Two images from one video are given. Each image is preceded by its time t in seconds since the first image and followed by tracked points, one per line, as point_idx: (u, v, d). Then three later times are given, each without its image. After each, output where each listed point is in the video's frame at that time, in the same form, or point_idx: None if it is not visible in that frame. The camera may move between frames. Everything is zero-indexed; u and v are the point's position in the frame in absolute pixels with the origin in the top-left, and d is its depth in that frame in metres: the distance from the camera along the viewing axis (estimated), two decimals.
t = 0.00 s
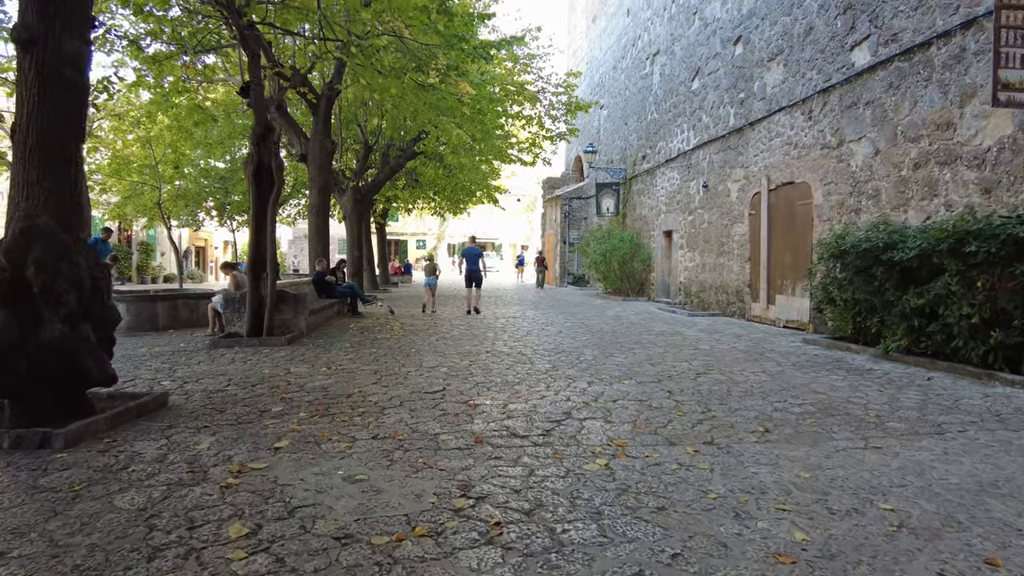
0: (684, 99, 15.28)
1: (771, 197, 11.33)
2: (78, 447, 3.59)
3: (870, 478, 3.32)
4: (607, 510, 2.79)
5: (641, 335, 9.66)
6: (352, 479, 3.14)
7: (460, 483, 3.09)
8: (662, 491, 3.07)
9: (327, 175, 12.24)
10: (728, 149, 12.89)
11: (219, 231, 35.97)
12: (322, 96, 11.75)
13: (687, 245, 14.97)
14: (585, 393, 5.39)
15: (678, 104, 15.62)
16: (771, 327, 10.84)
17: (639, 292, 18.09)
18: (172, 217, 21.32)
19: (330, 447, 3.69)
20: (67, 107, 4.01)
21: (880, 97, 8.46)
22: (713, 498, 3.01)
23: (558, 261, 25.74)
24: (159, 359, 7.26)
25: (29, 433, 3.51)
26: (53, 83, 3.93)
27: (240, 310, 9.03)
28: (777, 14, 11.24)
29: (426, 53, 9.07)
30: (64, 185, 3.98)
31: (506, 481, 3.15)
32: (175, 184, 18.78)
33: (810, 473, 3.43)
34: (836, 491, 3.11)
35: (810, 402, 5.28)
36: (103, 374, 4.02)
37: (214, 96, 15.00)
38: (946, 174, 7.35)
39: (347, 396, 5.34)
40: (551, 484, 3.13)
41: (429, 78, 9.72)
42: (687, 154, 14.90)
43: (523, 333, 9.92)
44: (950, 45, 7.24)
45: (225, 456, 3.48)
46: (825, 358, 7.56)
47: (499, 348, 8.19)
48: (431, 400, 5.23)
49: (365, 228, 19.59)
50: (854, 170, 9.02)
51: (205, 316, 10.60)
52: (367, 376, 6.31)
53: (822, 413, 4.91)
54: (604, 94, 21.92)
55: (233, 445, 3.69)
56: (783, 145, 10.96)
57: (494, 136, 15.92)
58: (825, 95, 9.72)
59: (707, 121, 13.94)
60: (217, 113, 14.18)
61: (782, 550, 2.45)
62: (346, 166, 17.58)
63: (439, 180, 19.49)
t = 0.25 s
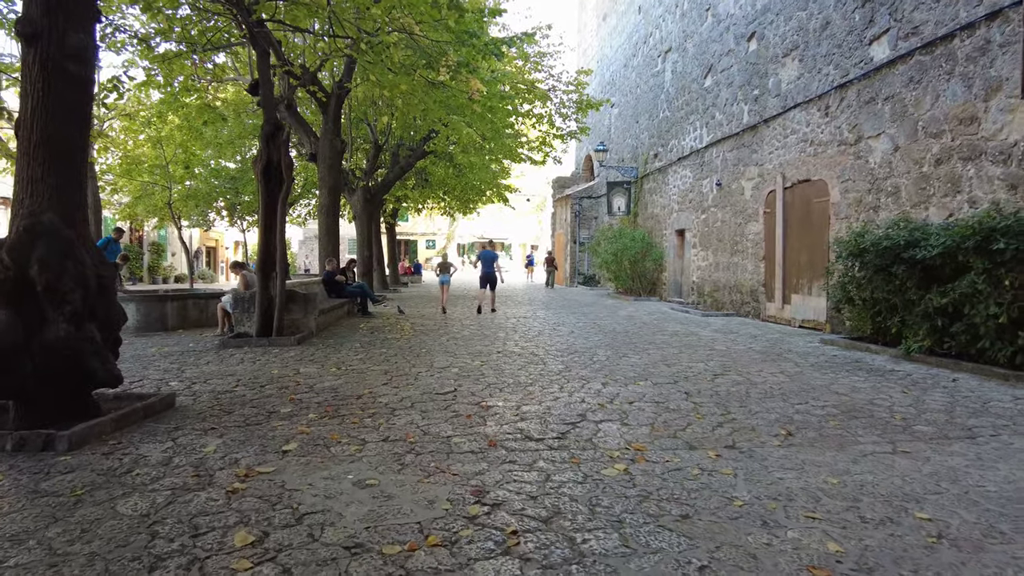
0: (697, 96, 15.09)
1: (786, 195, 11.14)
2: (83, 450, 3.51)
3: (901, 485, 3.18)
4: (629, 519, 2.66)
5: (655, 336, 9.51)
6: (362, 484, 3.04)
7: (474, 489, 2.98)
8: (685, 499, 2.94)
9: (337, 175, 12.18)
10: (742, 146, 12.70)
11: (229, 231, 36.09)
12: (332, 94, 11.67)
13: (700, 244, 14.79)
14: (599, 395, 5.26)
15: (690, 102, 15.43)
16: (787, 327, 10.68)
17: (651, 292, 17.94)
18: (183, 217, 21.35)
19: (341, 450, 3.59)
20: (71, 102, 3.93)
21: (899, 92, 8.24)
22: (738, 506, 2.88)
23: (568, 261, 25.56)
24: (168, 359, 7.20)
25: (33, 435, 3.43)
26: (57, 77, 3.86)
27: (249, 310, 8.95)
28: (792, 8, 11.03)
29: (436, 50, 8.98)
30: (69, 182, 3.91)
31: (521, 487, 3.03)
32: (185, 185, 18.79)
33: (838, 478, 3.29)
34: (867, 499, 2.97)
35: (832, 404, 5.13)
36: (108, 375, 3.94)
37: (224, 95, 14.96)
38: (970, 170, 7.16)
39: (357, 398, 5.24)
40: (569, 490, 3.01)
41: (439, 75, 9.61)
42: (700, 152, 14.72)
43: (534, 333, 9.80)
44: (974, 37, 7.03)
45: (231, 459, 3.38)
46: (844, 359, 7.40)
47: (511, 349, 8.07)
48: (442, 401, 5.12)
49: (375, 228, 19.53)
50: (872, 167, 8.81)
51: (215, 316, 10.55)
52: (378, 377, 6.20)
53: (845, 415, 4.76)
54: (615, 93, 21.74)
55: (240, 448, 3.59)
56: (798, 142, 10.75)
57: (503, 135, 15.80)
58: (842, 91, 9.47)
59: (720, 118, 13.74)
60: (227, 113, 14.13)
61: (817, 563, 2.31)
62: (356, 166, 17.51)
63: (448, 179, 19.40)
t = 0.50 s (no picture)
0: (708, 94, 14.93)
1: (800, 193, 10.97)
2: (87, 452, 3.41)
3: (936, 492, 3.04)
4: (655, 528, 2.54)
5: (667, 336, 9.38)
6: (375, 489, 2.93)
7: (492, 495, 2.86)
8: (713, 506, 2.81)
9: (345, 174, 12.10)
10: (755, 144, 12.53)
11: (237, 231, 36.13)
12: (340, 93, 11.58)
13: (711, 243, 14.64)
14: (615, 397, 5.14)
15: (701, 100, 15.27)
16: (801, 327, 10.53)
17: (661, 291, 17.80)
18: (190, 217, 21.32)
19: (352, 453, 3.49)
20: (75, 96, 3.84)
21: (918, 87, 8.04)
22: (767, 513, 2.76)
23: (576, 261, 25.43)
24: (175, 359, 7.11)
25: (36, 437, 3.34)
26: (61, 71, 3.77)
27: (257, 310, 8.86)
28: (806, 4, 10.85)
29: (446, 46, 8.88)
30: (74, 177, 3.82)
31: (540, 493, 2.92)
32: (192, 185, 18.74)
33: (869, 484, 3.16)
34: (903, 506, 2.83)
35: (854, 406, 4.99)
36: (113, 375, 3.85)
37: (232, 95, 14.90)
38: (993, 167, 6.99)
39: (367, 399, 5.14)
40: (589, 498, 2.89)
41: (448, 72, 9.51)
42: (711, 150, 14.56)
43: (545, 333, 9.68)
44: (997, 30, 6.86)
45: (239, 463, 3.27)
46: (862, 360, 7.24)
47: (522, 349, 7.96)
48: (454, 403, 5.01)
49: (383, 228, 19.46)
50: (889, 164, 8.62)
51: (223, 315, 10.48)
52: (387, 378, 6.10)
53: (870, 417, 4.62)
54: (624, 91, 21.59)
55: (248, 451, 3.49)
56: (812, 140, 10.56)
57: (511, 133, 15.67)
58: (858, 87, 9.30)
59: (731, 116, 13.58)
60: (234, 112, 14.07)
61: None
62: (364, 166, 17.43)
63: (456, 179, 19.30)
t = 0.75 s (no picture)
0: (716, 92, 14.78)
1: (811, 191, 10.82)
2: (91, 458, 3.29)
3: (977, 502, 2.90)
4: (688, 543, 2.42)
5: (677, 336, 9.25)
6: (389, 498, 2.80)
7: (513, 505, 2.74)
8: (744, 517, 2.70)
9: (350, 172, 11.99)
10: (764, 142, 12.38)
11: (240, 230, 36.07)
12: (346, 90, 11.45)
13: (720, 242, 14.51)
14: (631, 399, 5.01)
15: (709, 97, 15.12)
16: (812, 327, 10.39)
17: (668, 291, 17.67)
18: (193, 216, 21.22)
19: (364, 459, 3.36)
20: (79, 89, 3.72)
21: (935, 83, 7.88)
22: (803, 524, 2.63)
23: (581, 260, 25.28)
24: (180, 359, 7.00)
25: (38, 441, 3.22)
26: (64, 63, 3.65)
27: (262, 309, 8.76)
28: None
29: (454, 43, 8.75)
30: (77, 173, 3.70)
31: (563, 503, 2.79)
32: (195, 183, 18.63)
33: (905, 492, 3.03)
34: (945, 518, 2.69)
35: (877, 409, 4.85)
36: (118, 378, 3.72)
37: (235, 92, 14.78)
38: (1014, 164, 6.84)
39: (376, 401, 5.02)
40: (615, 508, 2.76)
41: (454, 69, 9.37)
42: (720, 148, 14.42)
43: (553, 333, 9.55)
44: (1019, 24, 6.71)
45: (248, 470, 3.15)
46: (879, 361, 7.11)
47: (531, 349, 7.84)
48: (466, 405, 4.88)
49: (387, 226, 19.34)
50: (904, 162, 8.46)
51: (227, 315, 10.38)
52: (396, 379, 5.98)
53: (895, 421, 4.48)
54: (630, 89, 21.44)
55: (257, 457, 3.37)
56: (823, 137, 10.39)
57: (516, 131, 15.53)
58: (871, 83, 9.13)
59: (740, 114, 13.43)
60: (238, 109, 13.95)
61: None
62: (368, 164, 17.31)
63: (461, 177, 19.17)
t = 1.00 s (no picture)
0: (728, 86, 14.59)
1: (827, 186, 10.63)
2: (101, 458, 3.18)
3: None
4: (730, 553, 2.28)
5: (692, 334, 9.10)
6: (412, 502, 2.68)
7: (542, 510, 2.62)
8: (786, 524, 2.56)
9: (359, 168, 11.88)
10: (778, 137, 12.19)
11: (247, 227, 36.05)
12: (354, 85, 11.31)
13: (732, 239, 14.34)
14: (652, 399, 4.87)
15: (720, 92, 14.93)
16: (828, 325, 10.23)
17: (678, 288, 17.52)
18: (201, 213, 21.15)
19: (383, 460, 3.24)
20: (88, 79, 3.61)
21: (958, 76, 7.68)
22: (848, 531, 2.50)
23: (589, 257, 25.12)
24: (189, 357, 6.90)
25: (47, 441, 3.11)
26: (73, 51, 3.53)
27: (272, 306, 8.66)
28: None
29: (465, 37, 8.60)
30: (86, 165, 3.59)
31: (593, 509, 2.67)
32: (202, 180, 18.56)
33: (951, 498, 2.88)
34: (997, 526, 2.55)
35: (907, 409, 4.70)
36: (128, 376, 3.62)
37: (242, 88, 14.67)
38: None
39: (391, 399, 4.91)
40: (648, 514, 2.64)
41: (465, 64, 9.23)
42: (732, 144, 14.24)
43: (566, 331, 9.42)
44: None
45: (263, 471, 3.03)
46: (902, 359, 6.95)
47: (544, 347, 7.71)
48: (483, 405, 4.76)
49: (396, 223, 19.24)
50: (925, 156, 8.28)
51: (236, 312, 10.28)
52: (409, 377, 5.86)
53: (928, 421, 4.33)
54: (639, 85, 21.24)
55: (272, 457, 3.25)
56: (840, 132, 10.20)
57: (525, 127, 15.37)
58: (889, 77, 8.94)
59: (753, 109, 13.24)
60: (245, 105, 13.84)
61: None
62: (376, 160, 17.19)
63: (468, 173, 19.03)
